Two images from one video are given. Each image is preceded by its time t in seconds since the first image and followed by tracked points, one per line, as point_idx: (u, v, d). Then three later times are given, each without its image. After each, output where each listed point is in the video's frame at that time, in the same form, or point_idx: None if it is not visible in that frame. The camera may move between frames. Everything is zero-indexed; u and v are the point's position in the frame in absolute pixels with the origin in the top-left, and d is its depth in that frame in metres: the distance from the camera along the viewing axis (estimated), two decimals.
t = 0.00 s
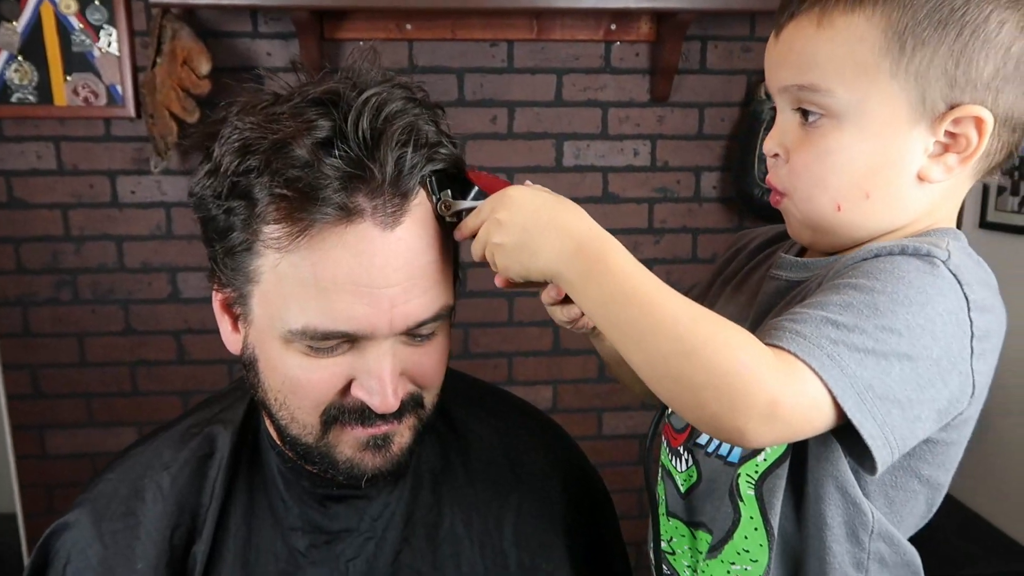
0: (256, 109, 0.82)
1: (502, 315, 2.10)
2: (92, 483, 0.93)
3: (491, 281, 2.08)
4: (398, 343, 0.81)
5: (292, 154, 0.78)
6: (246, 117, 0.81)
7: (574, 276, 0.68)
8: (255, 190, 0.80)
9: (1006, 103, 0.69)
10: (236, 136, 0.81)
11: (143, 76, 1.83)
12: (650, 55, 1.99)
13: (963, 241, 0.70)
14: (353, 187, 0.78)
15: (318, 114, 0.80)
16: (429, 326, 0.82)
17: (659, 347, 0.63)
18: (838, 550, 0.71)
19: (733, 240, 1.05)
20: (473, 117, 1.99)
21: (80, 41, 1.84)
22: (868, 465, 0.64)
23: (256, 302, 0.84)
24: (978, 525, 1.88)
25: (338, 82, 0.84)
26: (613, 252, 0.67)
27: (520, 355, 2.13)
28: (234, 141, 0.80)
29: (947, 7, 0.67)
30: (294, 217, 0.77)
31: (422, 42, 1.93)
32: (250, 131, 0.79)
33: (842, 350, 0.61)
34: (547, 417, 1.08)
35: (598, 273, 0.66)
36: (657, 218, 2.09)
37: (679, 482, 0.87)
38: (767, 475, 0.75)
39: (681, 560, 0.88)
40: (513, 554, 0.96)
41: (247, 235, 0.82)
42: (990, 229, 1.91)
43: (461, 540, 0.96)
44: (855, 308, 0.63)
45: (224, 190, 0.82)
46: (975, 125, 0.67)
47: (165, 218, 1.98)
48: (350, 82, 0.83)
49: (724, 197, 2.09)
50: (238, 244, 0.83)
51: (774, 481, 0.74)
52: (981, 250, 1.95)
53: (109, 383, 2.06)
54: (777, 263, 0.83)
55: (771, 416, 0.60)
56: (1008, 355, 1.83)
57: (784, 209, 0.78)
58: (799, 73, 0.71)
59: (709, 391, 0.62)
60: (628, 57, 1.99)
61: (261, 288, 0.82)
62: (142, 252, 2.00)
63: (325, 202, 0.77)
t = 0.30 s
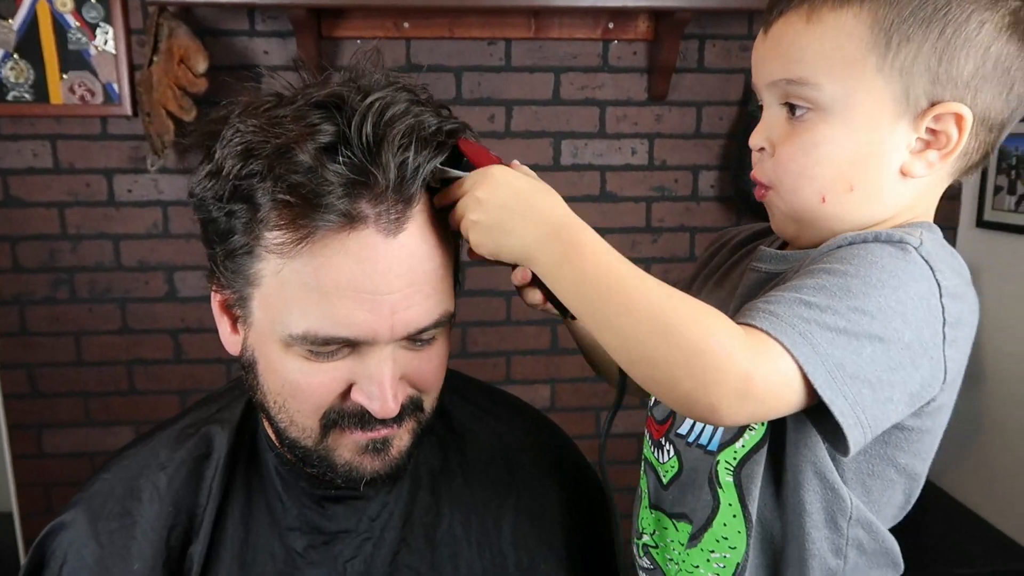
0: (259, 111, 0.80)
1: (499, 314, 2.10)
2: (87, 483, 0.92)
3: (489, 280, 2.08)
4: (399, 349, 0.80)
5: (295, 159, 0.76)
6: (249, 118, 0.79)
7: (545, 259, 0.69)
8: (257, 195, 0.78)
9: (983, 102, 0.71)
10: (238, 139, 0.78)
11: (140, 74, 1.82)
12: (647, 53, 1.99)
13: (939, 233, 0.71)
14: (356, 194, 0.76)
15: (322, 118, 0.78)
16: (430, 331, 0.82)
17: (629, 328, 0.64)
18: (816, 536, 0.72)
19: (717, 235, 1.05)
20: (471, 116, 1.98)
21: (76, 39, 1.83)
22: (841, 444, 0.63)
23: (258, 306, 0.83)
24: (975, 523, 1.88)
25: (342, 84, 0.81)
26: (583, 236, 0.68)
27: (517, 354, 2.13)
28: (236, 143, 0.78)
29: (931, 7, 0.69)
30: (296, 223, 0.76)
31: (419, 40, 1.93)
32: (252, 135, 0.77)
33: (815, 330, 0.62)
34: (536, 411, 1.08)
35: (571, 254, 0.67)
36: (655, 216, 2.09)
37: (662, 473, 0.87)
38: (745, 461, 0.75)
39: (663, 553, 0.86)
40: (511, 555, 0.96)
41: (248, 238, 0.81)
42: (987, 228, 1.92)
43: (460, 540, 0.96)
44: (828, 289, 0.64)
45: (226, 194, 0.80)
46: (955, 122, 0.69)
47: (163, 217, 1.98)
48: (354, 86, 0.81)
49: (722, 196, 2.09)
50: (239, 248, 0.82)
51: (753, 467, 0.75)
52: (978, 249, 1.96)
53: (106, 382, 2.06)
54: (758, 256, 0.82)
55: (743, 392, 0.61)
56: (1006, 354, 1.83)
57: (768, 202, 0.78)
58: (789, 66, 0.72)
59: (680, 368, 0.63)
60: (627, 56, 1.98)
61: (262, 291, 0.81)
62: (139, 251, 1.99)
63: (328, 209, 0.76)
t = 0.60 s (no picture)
0: (265, 113, 0.80)
1: (498, 314, 2.10)
2: (89, 485, 0.92)
3: (488, 280, 2.08)
4: (404, 353, 0.80)
5: (301, 164, 0.76)
6: (254, 122, 0.79)
7: (522, 240, 0.68)
8: (263, 199, 0.78)
9: (964, 102, 0.71)
10: (244, 142, 0.78)
11: (139, 73, 1.82)
12: (646, 53, 1.99)
13: (921, 234, 0.71)
14: (362, 200, 0.76)
15: (328, 122, 0.77)
16: (435, 336, 0.82)
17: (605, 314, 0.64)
18: (794, 531, 0.72)
19: (706, 233, 1.05)
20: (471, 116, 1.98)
21: (75, 39, 1.83)
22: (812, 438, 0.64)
23: (262, 309, 0.83)
24: (973, 522, 1.89)
25: (348, 87, 0.81)
26: (564, 222, 0.67)
27: (516, 354, 2.13)
28: (242, 146, 0.78)
29: (912, 7, 0.69)
30: (303, 228, 0.77)
31: (419, 40, 1.93)
32: (258, 138, 0.77)
33: (789, 322, 0.63)
34: (540, 412, 1.09)
35: (550, 238, 0.66)
36: (653, 217, 2.09)
37: (645, 469, 0.86)
38: (725, 456, 0.75)
39: (648, 550, 0.86)
40: (513, 556, 0.96)
41: (254, 242, 0.81)
42: (984, 229, 1.92)
43: (462, 542, 0.96)
44: (805, 283, 0.65)
45: (231, 197, 0.80)
46: (935, 121, 0.69)
47: (161, 217, 1.98)
48: (359, 88, 0.81)
49: (721, 196, 2.09)
50: (244, 251, 0.82)
51: (732, 462, 0.75)
52: (976, 249, 1.96)
53: (104, 382, 2.05)
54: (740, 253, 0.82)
55: (715, 381, 0.61)
56: (1004, 354, 1.83)
57: (751, 197, 0.78)
58: (772, 63, 0.72)
59: (650, 356, 0.63)
60: (625, 56, 1.98)
61: (266, 294, 0.81)
62: (137, 251, 1.99)
63: (335, 214, 0.76)
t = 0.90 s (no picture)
0: (274, 118, 0.79)
1: (498, 315, 2.10)
2: (91, 486, 0.92)
3: (487, 281, 2.08)
4: (410, 360, 0.81)
5: (310, 172, 0.76)
6: (263, 126, 0.78)
7: (516, 228, 0.67)
8: (272, 205, 0.78)
9: (956, 107, 0.72)
10: (253, 147, 0.78)
11: (139, 75, 1.82)
12: (645, 54, 1.99)
13: (905, 236, 0.72)
14: (371, 208, 0.77)
15: (337, 128, 0.77)
16: (442, 341, 0.82)
17: (593, 310, 0.63)
18: (775, 530, 0.73)
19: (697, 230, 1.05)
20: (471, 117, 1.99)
21: (74, 40, 1.83)
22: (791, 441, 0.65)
23: (269, 312, 0.83)
24: (972, 522, 1.90)
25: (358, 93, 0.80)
26: (559, 216, 0.66)
27: (516, 355, 2.13)
28: (252, 151, 0.78)
29: (909, 9, 0.70)
30: (312, 235, 0.77)
31: (419, 41, 1.93)
32: (268, 144, 0.77)
33: (771, 327, 0.63)
34: (536, 411, 1.10)
35: (542, 233, 0.65)
36: (653, 217, 2.10)
37: (632, 467, 0.86)
38: (710, 457, 0.75)
39: (634, 549, 0.87)
40: (514, 557, 0.96)
41: (261, 247, 0.81)
42: (983, 229, 1.93)
43: (464, 545, 0.97)
44: (789, 287, 0.65)
45: (240, 202, 0.80)
46: (927, 122, 0.70)
47: (161, 217, 1.98)
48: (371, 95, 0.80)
49: (720, 197, 2.10)
50: (252, 255, 0.82)
51: (717, 462, 0.75)
52: (975, 250, 1.97)
53: (103, 383, 2.05)
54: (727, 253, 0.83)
55: (695, 384, 0.62)
56: (1004, 355, 1.84)
57: (741, 191, 0.78)
58: (769, 57, 0.73)
59: (636, 356, 0.62)
60: (624, 57, 1.99)
61: (273, 298, 0.82)
62: (137, 252, 1.99)
63: (343, 222, 0.76)
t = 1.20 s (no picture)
0: (275, 119, 0.80)
1: (496, 315, 2.10)
2: (90, 486, 0.92)
3: (486, 281, 2.08)
4: (411, 361, 0.80)
5: (311, 173, 0.76)
6: (264, 127, 0.79)
7: (557, 277, 0.64)
8: (271, 207, 0.78)
9: (961, 108, 0.72)
10: (254, 148, 0.78)
11: (137, 75, 1.81)
12: (643, 54, 1.99)
13: (910, 239, 0.73)
14: (371, 209, 0.77)
15: (339, 129, 0.77)
16: (443, 341, 0.81)
17: (629, 374, 0.61)
18: (788, 552, 0.72)
19: (696, 231, 1.05)
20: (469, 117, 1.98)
21: (72, 40, 1.82)
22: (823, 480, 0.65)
23: (268, 311, 0.83)
24: (971, 521, 1.90)
25: (362, 95, 0.81)
26: (599, 270, 0.63)
27: (514, 355, 2.13)
28: (253, 152, 0.78)
29: (919, 8, 0.69)
30: (312, 238, 0.77)
31: (417, 41, 1.93)
32: (268, 145, 0.77)
33: (802, 382, 0.62)
34: (538, 411, 1.10)
35: (581, 287, 0.63)
36: (651, 217, 2.10)
37: (634, 475, 0.87)
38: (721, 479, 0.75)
39: (632, 554, 0.90)
40: (515, 558, 0.96)
41: (261, 248, 0.81)
42: (982, 229, 1.93)
43: (464, 545, 0.97)
44: (812, 332, 0.63)
45: (239, 202, 0.80)
46: (932, 123, 0.70)
47: (159, 218, 1.97)
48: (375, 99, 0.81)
49: (719, 196, 2.10)
50: (251, 255, 0.82)
51: (729, 485, 0.74)
52: (973, 249, 1.97)
53: (101, 384, 2.05)
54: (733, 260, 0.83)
55: (732, 453, 0.61)
56: (1003, 355, 1.84)
57: (746, 188, 0.78)
58: (773, 53, 0.72)
59: (672, 423, 0.61)
60: (623, 57, 1.99)
61: (273, 298, 0.81)
62: (135, 253, 1.99)
63: (344, 224, 0.76)
